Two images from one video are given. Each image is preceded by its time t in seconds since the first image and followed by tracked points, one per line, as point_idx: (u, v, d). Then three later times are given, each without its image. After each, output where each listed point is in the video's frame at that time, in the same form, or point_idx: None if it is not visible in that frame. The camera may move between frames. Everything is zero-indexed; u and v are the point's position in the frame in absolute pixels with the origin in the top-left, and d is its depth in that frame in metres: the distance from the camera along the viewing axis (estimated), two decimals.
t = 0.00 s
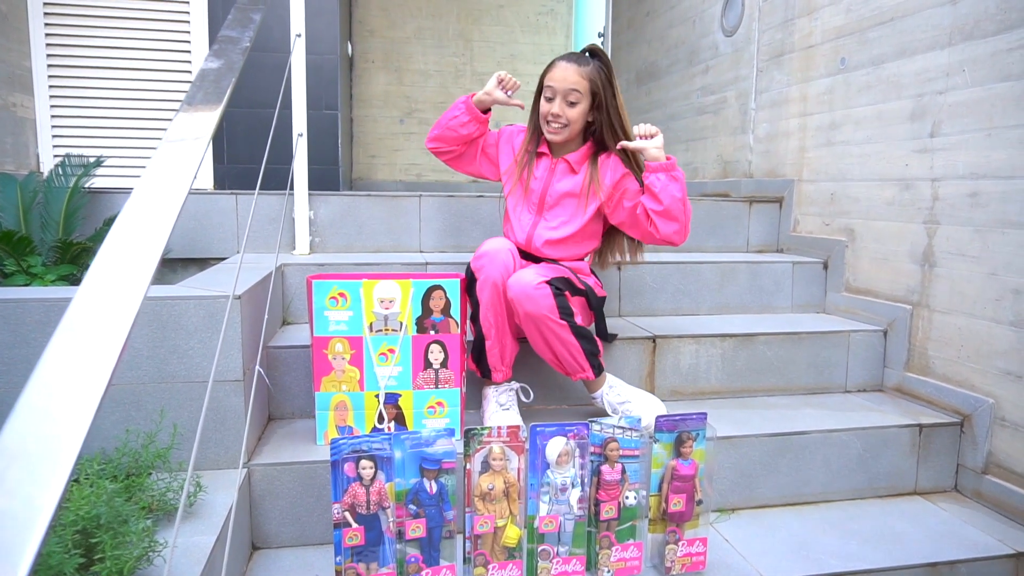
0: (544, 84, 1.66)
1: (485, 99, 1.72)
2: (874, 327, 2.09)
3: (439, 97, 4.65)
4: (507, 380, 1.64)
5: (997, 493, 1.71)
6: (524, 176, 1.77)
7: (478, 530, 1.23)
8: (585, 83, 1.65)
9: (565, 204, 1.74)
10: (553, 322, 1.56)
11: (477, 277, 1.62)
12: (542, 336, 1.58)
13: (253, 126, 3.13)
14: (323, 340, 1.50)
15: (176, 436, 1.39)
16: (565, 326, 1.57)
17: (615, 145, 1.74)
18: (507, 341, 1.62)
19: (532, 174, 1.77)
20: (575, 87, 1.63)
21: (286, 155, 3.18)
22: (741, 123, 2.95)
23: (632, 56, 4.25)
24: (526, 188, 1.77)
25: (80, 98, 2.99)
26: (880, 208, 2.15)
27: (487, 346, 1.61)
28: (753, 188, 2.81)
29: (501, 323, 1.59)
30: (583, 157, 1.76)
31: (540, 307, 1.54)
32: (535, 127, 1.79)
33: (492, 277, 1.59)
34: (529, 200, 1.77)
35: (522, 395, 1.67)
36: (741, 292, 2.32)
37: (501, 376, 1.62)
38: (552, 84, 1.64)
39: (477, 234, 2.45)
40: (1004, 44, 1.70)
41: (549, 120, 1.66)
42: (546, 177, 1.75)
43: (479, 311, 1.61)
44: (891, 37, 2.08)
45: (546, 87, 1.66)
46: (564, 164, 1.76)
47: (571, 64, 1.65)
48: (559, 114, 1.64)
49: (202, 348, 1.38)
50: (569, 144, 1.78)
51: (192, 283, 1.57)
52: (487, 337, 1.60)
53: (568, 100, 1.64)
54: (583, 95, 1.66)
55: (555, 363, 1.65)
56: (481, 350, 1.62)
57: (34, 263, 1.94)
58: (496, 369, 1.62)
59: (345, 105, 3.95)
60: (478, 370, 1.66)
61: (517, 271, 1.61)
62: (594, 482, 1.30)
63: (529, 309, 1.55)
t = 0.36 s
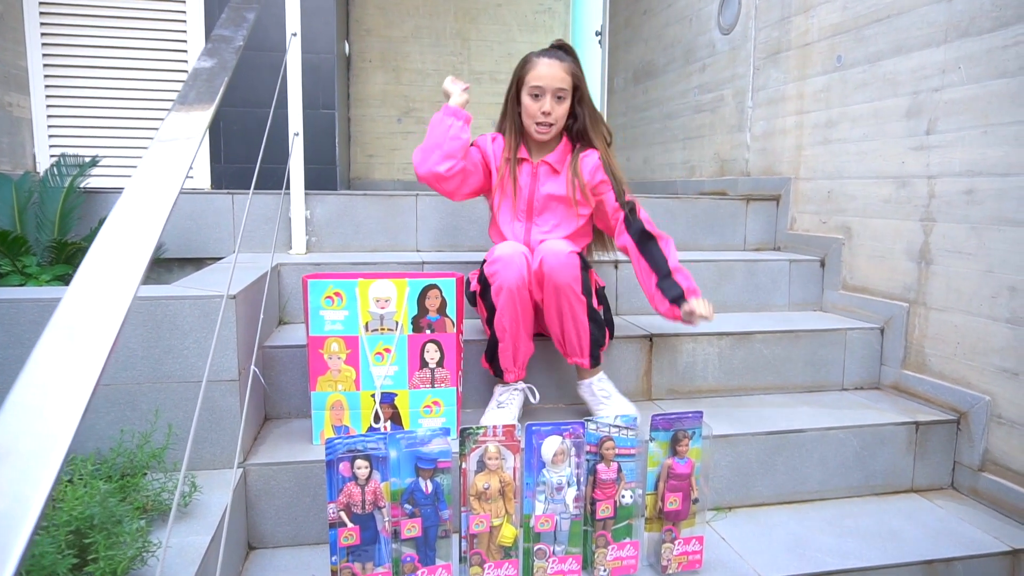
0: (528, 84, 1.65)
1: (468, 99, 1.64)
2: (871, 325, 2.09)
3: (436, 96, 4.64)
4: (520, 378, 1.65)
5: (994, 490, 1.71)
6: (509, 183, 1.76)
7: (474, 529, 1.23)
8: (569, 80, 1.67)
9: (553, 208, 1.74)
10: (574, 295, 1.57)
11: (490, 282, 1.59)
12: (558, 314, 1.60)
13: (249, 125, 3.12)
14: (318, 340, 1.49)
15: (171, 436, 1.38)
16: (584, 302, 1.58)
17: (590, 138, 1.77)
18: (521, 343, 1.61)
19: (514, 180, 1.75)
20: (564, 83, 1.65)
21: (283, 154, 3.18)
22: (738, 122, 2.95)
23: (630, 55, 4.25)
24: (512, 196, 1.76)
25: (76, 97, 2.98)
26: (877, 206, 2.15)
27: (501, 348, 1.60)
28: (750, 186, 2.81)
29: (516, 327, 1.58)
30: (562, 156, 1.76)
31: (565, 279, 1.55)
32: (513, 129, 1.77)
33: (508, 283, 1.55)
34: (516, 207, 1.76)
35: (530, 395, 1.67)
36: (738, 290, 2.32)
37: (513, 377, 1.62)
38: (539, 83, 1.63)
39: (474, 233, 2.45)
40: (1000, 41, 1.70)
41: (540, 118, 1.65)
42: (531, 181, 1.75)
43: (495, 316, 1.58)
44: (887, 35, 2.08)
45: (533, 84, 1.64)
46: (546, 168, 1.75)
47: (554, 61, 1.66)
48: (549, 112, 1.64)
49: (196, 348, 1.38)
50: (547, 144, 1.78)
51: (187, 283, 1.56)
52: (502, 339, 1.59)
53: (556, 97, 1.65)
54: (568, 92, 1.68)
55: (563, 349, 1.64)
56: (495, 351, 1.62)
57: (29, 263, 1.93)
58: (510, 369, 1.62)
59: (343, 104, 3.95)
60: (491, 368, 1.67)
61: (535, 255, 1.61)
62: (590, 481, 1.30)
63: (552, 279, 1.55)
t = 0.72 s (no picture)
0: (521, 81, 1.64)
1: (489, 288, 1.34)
2: (870, 325, 2.09)
3: (437, 95, 4.64)
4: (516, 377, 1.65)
5: (993, 490, 1.71)
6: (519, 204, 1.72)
7: (472, 529, 1.23)
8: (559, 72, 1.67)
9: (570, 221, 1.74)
10: (552, 296, 1.56)
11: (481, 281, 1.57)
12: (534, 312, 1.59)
13: (249, 125, 3.12)
14: (317, 339, 1.49)
15: (169, 435, 1.38)
16: (560, 307, 1.58)
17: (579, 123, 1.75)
18: (514, 343, 1.61)
19: (527, 197, 1.69)
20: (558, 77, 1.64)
21: (283, 154, 3.18)
22: (737, 121, 2.94)
23: (630, 54, 4.24)
24: (526, 214, 1.71)
25: (76, 97, 2.98)
26: (876, 205, 2.14)
27: (495, 350, 1.61)
28: (750, 185, 2.81)
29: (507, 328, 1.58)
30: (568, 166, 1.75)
31: (546, 273, 1.56)
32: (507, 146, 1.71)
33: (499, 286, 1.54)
34: (529, 225, 1.72)
35: (534, 397, 1.65)
36: (738, 290, 2.32)
37: (510, 376, 1.63)
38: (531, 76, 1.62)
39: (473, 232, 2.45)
40: (999, 41, 1.70)
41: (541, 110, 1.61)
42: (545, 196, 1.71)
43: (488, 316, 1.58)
44: (887, 34, 2.07)
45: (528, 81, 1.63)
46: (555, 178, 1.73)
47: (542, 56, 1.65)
48: (551, 101, 1.62)
49: (194, 347, 1.38)
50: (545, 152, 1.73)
51: (185, 282, 1.56)
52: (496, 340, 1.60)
53: (552, 86, 1.63)
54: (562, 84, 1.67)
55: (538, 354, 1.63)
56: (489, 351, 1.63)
57: (27, 262, 1.93)
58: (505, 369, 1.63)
59: (343, 103, 3.94)
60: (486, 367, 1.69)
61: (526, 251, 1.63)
62: (589, 480, 1.29)
63: (538, 273, 1.56)
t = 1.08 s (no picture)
0: (519, 111, 1.56)
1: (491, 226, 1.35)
2: (867, 321, 2.09)
3: (434, 94, 4.64)
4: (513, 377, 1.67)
5: (990, 486, 1.71)
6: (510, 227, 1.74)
7: (468, 528, 1.23)
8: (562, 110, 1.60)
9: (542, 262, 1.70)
10: (558, 300, 1.56)
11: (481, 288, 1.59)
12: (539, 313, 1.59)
13: (247, 125, 3.12)
14: (314, 339, 1.49)
15: (165, 435, 1.38)
16: (567, 311, 1.56)
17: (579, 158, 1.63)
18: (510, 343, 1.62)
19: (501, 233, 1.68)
20: (556, 116, 1.57)
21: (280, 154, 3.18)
22: (735, 119, 2.94)
23: (627, 52, 4.24)
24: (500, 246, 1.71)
25: (73, 98, 2.98)
26: (872, 202, 2.14)
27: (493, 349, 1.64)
28: (748, 183, 2.81)
29: (507, 329, 1.60)
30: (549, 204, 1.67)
31: (556, 279, 1.55)
32: (491, 167, 1.69)
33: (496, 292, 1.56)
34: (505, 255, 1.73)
35: (531, 394, 1.66)
36: (735, 288, 2.32)
37: (507, 375, 1.65)
38: (530, 109, 1.55)
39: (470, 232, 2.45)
40: (995, 37, 1.70)
41: (531, 148, 1.56)
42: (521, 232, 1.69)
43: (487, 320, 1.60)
44: (884, 30, 2.07)
45: (524, 114, 1.56)
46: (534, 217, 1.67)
47: (546, 91, 1.58)
48: (542, 142, 1.55)
49: (191, 348, 1.38)
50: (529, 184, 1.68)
51: (181, 283, 1.56)
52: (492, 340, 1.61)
53: (549, 126, 1.56)
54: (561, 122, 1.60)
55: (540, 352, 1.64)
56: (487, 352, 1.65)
57: (24, 264, 1.93)
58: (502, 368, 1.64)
59: (340, 104, 3.94)
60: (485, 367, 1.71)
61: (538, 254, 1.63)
62: (585, 478, 1.29)
63: (547, 277, 1.56)
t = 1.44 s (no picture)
0: (513, 99, 1.59)
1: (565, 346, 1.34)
2: (863, 320, 2.10)
3: (431, 93, 4.63)
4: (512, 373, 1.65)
5: (985, 484, 1.71)
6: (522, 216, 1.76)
7: (463, 526, 1.23)
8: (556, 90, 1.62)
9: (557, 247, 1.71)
10: (563, 296, 1.55)
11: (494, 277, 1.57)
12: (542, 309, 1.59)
13: (243, 124, 3.12)
14: (309, 338, 1.49)
15: (160, 434, 1.38)
16: (571, 306, 1.56)
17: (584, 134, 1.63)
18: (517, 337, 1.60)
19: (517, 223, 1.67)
20: (551, 96, 1.59)
21: (277, 153, 3.18)
22: (731, 118, 2.95)
23: (624, 51, 4.24)
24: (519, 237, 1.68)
25: (69, 97, 2.98)
26: (868, 201, 2.15)
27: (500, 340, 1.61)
28: (744, 182, 2.81)
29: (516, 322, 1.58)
30: (560, 186, 1.70)
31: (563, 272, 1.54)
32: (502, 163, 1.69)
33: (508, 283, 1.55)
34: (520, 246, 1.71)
35: (527, 393, 1.66)
36: (731, 287, 2.32)
37: (506, 370, 1.61)
38: (521, 95, 1.57)
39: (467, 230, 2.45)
40: (989, 35, 1.70)
41: (530, 130, 1.57)
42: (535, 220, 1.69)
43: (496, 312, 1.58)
44: (879, 29, 2.07)
45: (519, 99, 1.58)
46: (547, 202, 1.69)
47: (537, 74, 1.60)
48: (541, 122, 1.57)
49: (185, 347, 1.38)
50: (537, 172, 1.70)
51: (176, 282, 1.56)
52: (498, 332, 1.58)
53: (545, 107, 1.58)
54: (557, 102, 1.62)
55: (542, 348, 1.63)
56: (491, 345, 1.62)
57: (19, 263, 1.93)
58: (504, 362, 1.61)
59: (337, 103, 3.94)
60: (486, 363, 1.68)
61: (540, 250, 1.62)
62: (580, 476, 1.30)
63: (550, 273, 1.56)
